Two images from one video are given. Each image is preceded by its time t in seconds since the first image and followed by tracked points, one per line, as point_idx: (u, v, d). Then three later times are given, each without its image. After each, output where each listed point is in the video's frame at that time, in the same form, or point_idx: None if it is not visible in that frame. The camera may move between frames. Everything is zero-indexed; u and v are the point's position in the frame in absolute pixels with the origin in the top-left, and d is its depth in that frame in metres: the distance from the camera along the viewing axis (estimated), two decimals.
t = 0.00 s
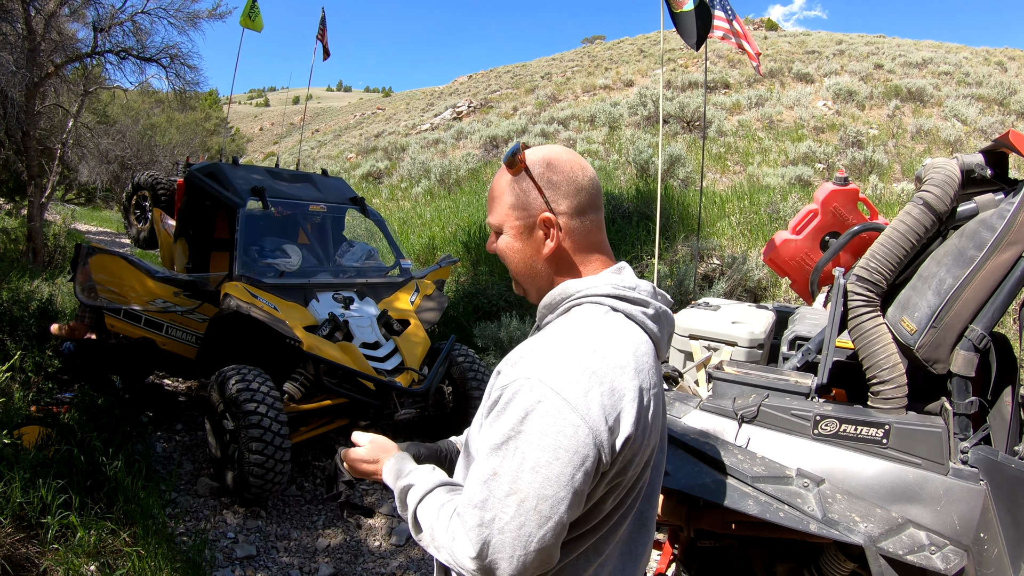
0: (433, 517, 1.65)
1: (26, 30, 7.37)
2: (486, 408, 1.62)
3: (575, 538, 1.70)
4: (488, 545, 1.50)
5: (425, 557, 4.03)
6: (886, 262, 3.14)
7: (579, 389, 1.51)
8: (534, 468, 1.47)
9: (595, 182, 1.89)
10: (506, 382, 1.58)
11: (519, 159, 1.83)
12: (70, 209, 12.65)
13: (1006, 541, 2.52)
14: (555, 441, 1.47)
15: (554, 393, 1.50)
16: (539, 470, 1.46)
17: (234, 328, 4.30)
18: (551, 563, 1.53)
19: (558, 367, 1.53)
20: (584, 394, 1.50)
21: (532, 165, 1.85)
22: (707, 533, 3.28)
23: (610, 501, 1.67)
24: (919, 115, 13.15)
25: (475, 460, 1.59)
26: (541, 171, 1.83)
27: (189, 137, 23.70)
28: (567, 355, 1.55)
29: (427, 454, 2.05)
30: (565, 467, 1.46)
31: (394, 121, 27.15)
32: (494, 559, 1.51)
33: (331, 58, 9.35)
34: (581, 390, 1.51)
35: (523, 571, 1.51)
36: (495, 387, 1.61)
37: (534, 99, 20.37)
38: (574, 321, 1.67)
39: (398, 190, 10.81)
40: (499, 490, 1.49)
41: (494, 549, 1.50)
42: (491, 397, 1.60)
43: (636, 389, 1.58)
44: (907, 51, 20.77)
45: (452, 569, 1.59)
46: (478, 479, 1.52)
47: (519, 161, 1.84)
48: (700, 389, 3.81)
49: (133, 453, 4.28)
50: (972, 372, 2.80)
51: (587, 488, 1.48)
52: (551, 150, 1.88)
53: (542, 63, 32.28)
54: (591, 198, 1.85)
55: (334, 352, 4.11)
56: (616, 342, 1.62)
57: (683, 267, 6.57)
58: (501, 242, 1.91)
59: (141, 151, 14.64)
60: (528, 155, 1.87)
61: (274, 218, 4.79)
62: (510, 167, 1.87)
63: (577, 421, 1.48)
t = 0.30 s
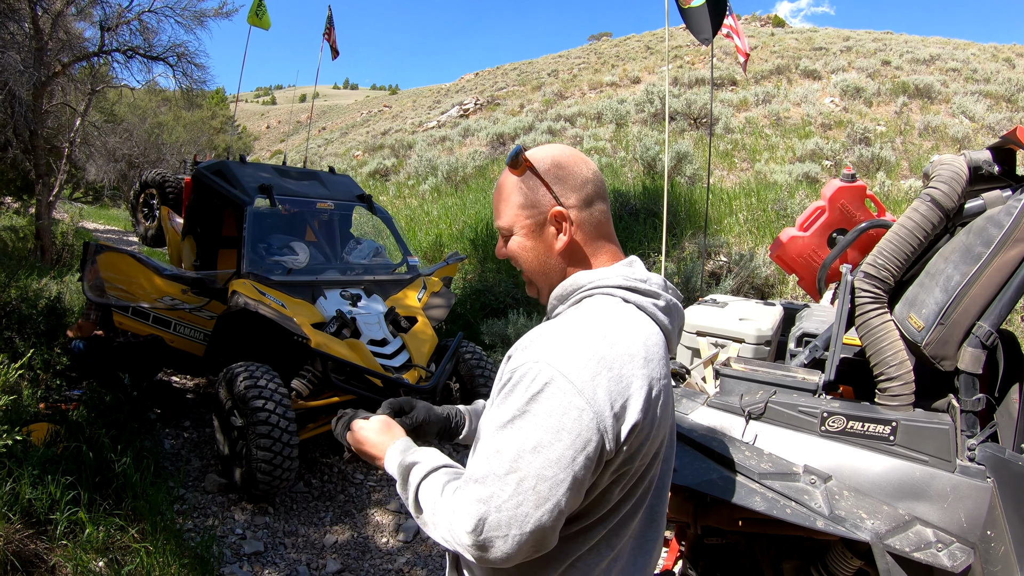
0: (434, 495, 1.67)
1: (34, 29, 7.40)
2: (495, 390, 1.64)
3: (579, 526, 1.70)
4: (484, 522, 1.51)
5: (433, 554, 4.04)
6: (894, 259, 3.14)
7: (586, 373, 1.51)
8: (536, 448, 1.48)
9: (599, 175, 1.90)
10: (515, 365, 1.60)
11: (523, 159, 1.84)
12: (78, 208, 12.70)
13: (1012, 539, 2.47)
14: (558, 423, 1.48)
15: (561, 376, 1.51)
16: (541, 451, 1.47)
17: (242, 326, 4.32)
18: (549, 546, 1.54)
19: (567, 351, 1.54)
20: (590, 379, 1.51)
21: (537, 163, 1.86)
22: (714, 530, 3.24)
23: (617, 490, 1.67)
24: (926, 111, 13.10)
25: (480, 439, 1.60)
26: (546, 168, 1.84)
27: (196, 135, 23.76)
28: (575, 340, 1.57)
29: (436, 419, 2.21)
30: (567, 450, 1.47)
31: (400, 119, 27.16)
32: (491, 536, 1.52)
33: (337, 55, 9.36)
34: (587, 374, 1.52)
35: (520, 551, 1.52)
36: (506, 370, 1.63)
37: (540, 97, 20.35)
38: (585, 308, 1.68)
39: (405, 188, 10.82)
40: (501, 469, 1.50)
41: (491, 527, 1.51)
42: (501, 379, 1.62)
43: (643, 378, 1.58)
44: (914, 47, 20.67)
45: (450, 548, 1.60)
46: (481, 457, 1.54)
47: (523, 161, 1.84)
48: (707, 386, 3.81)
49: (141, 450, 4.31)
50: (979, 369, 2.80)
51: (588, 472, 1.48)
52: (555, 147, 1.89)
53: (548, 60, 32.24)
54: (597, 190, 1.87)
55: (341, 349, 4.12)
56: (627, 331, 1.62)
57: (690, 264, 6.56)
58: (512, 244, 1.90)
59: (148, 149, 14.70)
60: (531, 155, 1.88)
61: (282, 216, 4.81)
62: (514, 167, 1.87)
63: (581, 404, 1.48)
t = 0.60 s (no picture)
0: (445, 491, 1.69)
1: (42, 29, 7.45)
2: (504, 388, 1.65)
3: (591, 522, 1.71)
4: (494, 519, 1.53)
5: (440, 552, 4.06)
6: (902, 257, 3.12)
7: (592, 372, 1.52)
8: (543, 447, 1.49)
9: (606, 173, 1.90)
10: (522, 364, 1.61)
11: (530, 157, 1.85)
12: (87, 206, 12.76)
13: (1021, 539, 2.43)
14: (565, 421, 1.49)
15: (567, 375, 1.51)
16: (548, 449, 1.48)
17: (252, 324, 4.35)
18: (559, 542, 1.55)
19: (573, 350, 1.55)
20: (596, 376, 1.52)
21: (544, 163, 1.86)
22: (721, 529, 3.26)
23: (627, 486, 1.67)
24: (935, 110, 13.04)
25: (490, 439, 1.61)
26: (553, 167, 1.84)
27: (204, 134, 23.85)
28: (581, 339, 1.57)
29: (452, 419, 2.23)
30: (574, 448, 1.47)
31: (408, 117, 27.19)
32: (501, 532, 1.53)
33: (345, 54, 9.38)
34: (594, 372, 1.52)
35: (530, 546, 1.53)
36: (514, 368, 1.64)
37: (548, 95, 20.35)
38: (592, 306, 1.69)
39: (413, 186, 10.84)
40: (510, 468, 1.52)
41: (501, 524, 1.53)
42: (509, 378, 1.63)
43: (651, 375, 1.58)
44: (922, 45, 20.60)
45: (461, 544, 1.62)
46: (490, 455, 1.55)
47: (530, 159, 1.85)
48: (716, 385, 3.81)
49: (149, 447, 4.33)
50: (988, 368, 2.76)
51: (595, 469, 1.48)
52: (562, 147, 1.89)
53: (555, 59, 32.19)
54: (603, 188, 1.87)
55: (350, 348, 4.13)
56: (633, 328, 1.62)
57: (698, 263, 6.55)
58: (518, 243, 1.91)
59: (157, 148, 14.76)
60: (538, 154, 1.89)
61: (290, 214, 4.82)
62: (521, 167, 1.88)
63: (588, 403, 1.49)
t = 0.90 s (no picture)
0: (465, 478, 1.72)
1: (59, 28, 7.51)
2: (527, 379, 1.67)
3: (610, 518, 1.71)
4: (509, 506, 1.56)
5: (455, 550, 4.06)
6: (922, 258, 3.09)
7: (611, 368, 1.51)
8: (559, 438, 1.50)
9: (630, 171, 1.88)
10: (545, 356, 1.62)
11: (554, 156, 1.84)
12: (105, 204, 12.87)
13: None
14: (582, 414, 1.49)
15: (586, 369, 1.51)
16: (564, 440, 1.50)
17: (268, 322, 4.37)
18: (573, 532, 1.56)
19: (594, 344, 1.55)
20: (615, 372, 1.51)
21: (568, 161, 1.85)
22: (738, 529, 3.23)
23: (646, 484, 1.66)
24: (952, 108, 12.92)
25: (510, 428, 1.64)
26: (577, 166, 1.83)
27: (220, 133, 23.98)
28: (603, 334, 1.57)
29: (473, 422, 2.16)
30: (589, 441, 1.48)
31: (421, 116, 27.23)
32: (515, 520, 1.56)
33: (360, 52, 9.40)
34: (612, 368, 1.52)
35: (542, 535, 1.55)
36: (537, 360, 1.65)
37: (563, 94, 20.32)
38: (616, 302, 1.68)
39: (428, 185, 10.86)
40: (526, 456, 1.54)
41: (516, 511, 1.56)
42: (532, 369, 1.64)
43: (672, 374, 1.56)
44: (939, 43, 20.40)
45: (476, 531, 1.65)
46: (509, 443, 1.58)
47: (554, 157, 1.84)
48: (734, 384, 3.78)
49: (165, 443, 4.36)
50: (1007, 369, 2.75)
51: (609, 464, 1.49)
52: (587, 145, 1.88)
53: (568, 58, 32.13)
54: (627, 186, 1.85)
55: (366, 345, 4.15)
56: (656, 326, 1.61)
57: (715, 261, 6.52)
58: (542, 243, 1.91)
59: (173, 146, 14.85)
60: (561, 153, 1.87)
61: (307, 212, 4.84)
62: (545, 167, 1.87)
63: (606, 399, 1.49)
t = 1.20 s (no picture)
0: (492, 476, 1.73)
1: (79, 27, 7.56)
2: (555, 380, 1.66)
3: (636, 519, 1.69)
4: (532, 506, 1.57)
5: (474, 548, 4.05)
6: (948, 257, 3.03)
7: (637, 373, 1.50)
8: (583, 441, 1.49)
9: (663, 170, 1.86)
10: (573, 358, 1.61)
11: (587, 152, 1.82)
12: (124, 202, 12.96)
13: None
14: (607, 419, 1.48)
15: (612, 374, 1.50)
16: (587, 444, 1.49)
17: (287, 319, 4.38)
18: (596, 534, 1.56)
19: (621, 348, 1.53)
20: (642, 377, 1.49)
21: (600, 157, 1.84)
22: (759, 530, 3.20)
23: (672, 487, 1.65)
24: (972, 107, 12.78)
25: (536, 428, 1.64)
26: (609, 162, 1.82)
27: (236, 131, 24.10)
28: (632, 338, 1.55)
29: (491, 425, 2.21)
30: (613, 445, 1.47)
31: (436, 116, 27.28)
32: (539, 520, 1.56)
33: (378, 50, 9.41)
34: (638, 373, 1.50)
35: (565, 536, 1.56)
36: (566, 360, 1.65)
37: (578, 93, 20.28)
38: (645, 304, 1.66)
39: (445, 183, 10.87)
40: (551, 457, 1.54)
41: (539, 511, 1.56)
42: (560, 370, 1.64)
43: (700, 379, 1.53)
44: (958, 41, 20.20)
45: (499, 529, 1.66)
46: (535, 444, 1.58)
47: (586, 154, 1.82)
48: (758, 384, 3.74)
49: (184, 440, 4.37)
50: None
51: (633, 469, 1.47)
52: (619, 142, 1.86)
53: (581, 57, 32.07)
54: (660, 184, 1.83)
55: (385, 343, 4.14)
56: (687, 330, 1.58)
57: (735, 260, 6.47)
58: (571, 240, 1.89)
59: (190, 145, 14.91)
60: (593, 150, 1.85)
61: (326, 210, 4.84)
62: (576, 163, 1.85)
63: (631, 404, 1.47)
